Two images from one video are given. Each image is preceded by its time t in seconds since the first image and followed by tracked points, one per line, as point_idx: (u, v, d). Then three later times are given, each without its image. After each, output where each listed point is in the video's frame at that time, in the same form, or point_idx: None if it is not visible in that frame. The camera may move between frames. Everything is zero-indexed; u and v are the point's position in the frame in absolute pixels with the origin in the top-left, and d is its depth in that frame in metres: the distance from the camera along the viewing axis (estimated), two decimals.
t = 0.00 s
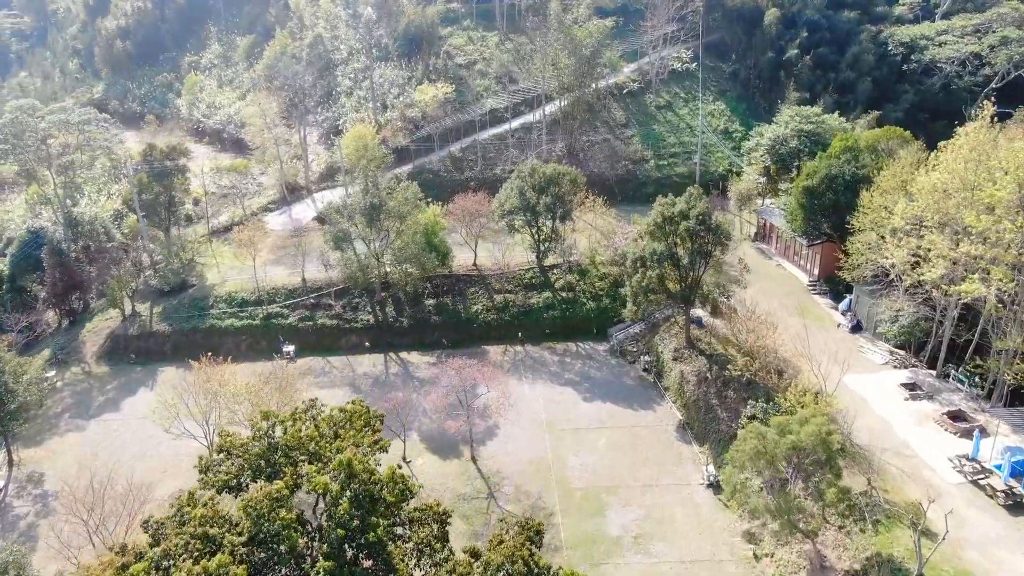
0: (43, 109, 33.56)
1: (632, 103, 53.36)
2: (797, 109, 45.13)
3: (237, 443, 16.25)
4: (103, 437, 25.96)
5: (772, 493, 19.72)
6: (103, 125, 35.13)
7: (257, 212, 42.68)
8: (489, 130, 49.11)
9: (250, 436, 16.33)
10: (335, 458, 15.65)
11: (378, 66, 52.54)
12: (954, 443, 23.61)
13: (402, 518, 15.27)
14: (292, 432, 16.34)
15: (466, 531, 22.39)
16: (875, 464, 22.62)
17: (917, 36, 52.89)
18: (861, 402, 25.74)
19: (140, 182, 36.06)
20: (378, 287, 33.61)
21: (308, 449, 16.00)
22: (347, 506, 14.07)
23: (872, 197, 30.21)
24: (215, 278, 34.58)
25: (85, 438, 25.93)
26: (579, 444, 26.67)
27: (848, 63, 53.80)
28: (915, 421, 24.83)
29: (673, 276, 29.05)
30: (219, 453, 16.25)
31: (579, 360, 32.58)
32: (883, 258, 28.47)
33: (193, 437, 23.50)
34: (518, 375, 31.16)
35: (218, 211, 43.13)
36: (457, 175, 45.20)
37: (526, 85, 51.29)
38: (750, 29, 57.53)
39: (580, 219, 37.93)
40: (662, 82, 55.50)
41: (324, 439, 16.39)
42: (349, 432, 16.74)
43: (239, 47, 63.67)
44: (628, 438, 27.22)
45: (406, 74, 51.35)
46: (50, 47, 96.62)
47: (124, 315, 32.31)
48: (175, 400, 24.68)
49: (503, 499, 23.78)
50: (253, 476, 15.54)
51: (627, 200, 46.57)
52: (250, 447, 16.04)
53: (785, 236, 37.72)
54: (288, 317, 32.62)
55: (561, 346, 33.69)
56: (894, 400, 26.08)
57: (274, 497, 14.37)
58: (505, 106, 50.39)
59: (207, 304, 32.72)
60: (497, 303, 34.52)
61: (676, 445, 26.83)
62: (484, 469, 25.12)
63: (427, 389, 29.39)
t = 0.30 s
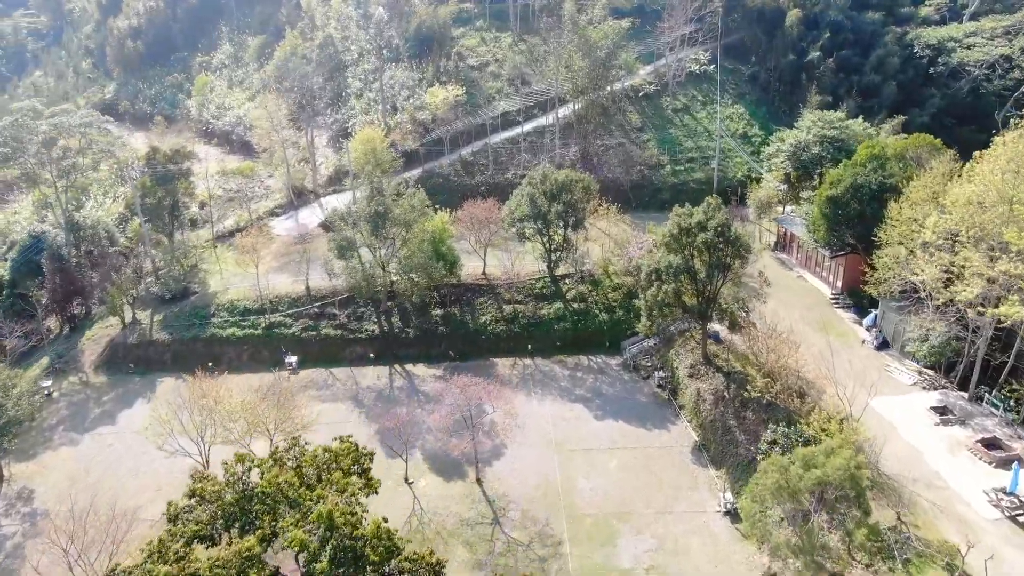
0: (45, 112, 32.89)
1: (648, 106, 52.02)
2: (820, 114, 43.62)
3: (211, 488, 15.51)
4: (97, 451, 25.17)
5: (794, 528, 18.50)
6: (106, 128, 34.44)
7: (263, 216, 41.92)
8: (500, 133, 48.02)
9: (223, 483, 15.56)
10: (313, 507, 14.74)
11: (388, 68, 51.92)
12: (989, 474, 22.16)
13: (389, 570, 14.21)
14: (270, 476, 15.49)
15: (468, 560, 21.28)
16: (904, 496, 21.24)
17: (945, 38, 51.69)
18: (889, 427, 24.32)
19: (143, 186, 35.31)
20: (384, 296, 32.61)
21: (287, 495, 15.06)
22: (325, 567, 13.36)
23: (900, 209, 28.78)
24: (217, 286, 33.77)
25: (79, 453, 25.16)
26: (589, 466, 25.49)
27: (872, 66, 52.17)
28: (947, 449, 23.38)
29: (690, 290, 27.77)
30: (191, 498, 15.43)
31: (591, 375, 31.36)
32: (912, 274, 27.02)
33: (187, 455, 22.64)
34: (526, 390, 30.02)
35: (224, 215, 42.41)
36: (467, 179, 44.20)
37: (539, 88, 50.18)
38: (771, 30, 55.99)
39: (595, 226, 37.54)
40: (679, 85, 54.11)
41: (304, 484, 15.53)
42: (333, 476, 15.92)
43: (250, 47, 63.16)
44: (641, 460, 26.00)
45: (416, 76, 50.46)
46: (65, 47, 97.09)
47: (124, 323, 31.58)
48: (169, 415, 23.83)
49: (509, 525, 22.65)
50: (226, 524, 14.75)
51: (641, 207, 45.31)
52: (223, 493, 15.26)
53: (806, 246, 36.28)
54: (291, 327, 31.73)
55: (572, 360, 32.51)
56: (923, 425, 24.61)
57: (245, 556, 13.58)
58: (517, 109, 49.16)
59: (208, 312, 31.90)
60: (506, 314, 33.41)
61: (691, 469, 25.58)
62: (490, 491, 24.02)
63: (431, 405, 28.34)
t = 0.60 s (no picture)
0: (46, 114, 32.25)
1: (665, 109, 50.65)
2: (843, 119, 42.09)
3: (177, 543, 14.34)
4: (90, 467, 24.37)
5: (819, 569, 17.24)
6: (108, 130, 33.73)
7: (270, 220, 41.15)
8: (513, 137, 46.90)
9: (188, 538, 14.39)
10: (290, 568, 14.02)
11: (399, 69, 51.03)
12: None
13: None
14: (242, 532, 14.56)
15: None
16: (937, 533, 19.86)
17: (973, 40, 49.92)
18: (919, 455, 22.91)
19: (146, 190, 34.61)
20: (389, 306, 31.60)
21: (262, 553, 14.18)
22: None
23: (932, 222, 27.33)
24: (220, 293, 32.94)
25: (71, 468, 24.38)
26: (599, 490, 24.29)
27: (898, 68, 50.49)
28: (982, 480, 21.93)
29: (707, 305, 26.49)
30: (153, 554, 14.40)
31: (603, 392, 30.13)
32: (945, 291, 25.58)
33: (179, 475, 21.84)
34: (535, 407, 28.88)
35: (231, 220, 41.69)
36: (478, 184, 43.19)
37: (552, 90, 49.01)
38: (792, 31, 54.41)
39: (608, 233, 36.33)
40: (697, 87, 52.69)
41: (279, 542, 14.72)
42: (310, 530, 15.29)
43: (260, 48, 62.60)
44: (654, 484, 24.77)
45: (427, 77, 49.51)
46: (79, 46, 97.61)
47: (124, 332, 30.82)
48: (162, 432, 22.97)
49: (514, 554, 21.54)
50: None
51: (657, 213, 44.00)
52: (187, 551, 14.10)
53: (829, 258, 34.81)
54: (293, 337, 30.82)
55: (584, 374, 31.30)
56: (956, 453, 23.14)
57: None
58: (530, 112, 47.98)
59: (209, 321, 31.06)
60: (516, 326, 32.29)
61: (707, 494, 24.30)
62: (495, 517, 22.91)
63: (436, 422, 27.30)
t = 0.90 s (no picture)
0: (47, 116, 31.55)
1: (682, 112, 49.26)
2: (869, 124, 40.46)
3: None
4: (83, 483, 23.58)
5: None
6: (109, 133, 33.02)
7: (276, 225, 40.39)
8: (525, 141, 45.76)
9: None
10: None
11: (411, 71, 50.12)
12: None
13: None
14: None
15: None
16: None
17: (1004, 42, 48.12)
18: (952, 486, 21.50)
19: (148, 194, 33.94)
20: (395, 317, 30.57)
21: None
22: None
23: (966, 236, 25.89)
24: (222, 301, 32.11)
25: (63, 484, 23.61)
26: (610, 518, 23.09)
27: (925, 72, 48.75)
28: (1021, 515, 20.50)
29: (726, 322, 25.18)
30: None
31: (615, 409, 28.87)
32: (980, 310, 24.14)
33: (171, 497, 21.00)
34: (544, 425, 27.72)
35: (237, 224, 40.96)
36: (489, 190, 42.15)
37: (566, 93, 47.80)
38: (814, 33, 52.78)
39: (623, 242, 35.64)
40: (715, 90, 51.26)
41: None
42: None
43: (272, 48, 62.03)
44: (668, 510, 23.54)
45: (438, 79, 48.51)
46: (95, 45, 98.19)
47: (123, 341, 30.06)
48: (154, 450, 22.10)
49: None
50: None
51: (673, 220, 42.73)
52: None
53: (854, 270, 33.31)
54: (295, 348, 29.89)
55: (596, 390, 30.10)
56: (991, 484, 21.73)
57: None
58: (543, 115, 46.75)
59: (210, 330, 30.22)
60: (526, 338, 31.14)
61: (724, 523, 23.04)
62: (499, 545, 21.81)
63: (441, 440, 26.22)
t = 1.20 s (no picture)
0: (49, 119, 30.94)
1: (700, 116, 47.86)
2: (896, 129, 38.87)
3: None
4: (74, 501, 22.78)
5: None
6: (111, 136, 32.30)
7: (282, 230, 39.57)
8: (538, 145, 44.63)
9: None
10: None
11: (422, 72, 49.16)
12: None
13: None
14: None
15: None
16: None
17: None
18: (988, 522, 20.13)
19: (150, 199, 33.22)
20: (400, 329, 29.55)
21: None
22: None
23: (1003, 253, 24.41)
24: (224, 309, 31.28)
25: (53, 502, 22.83)
26: (621, 547, 21.91)
27: (954, 75, 46.97)
28: None
29: (746, 341, 23.88)
30: None
31: (628, 429, 27.64)
32: (1019, 332, 22.67)
33: (161, 519, 20.18)
34: (553, 444, 26.59)
35: (243, 229, 40.22)
36: (500, 196, 41.08)
37: (580, 96, 46.59)
38: (838, 34, 51.11)
39: (639, 251, 34.58)
40: (735, 93, 49.79)
41: None
42: None
43: (283, 48, 61.44)
44: (683, 540, 22.30)
45: (450, 81, 47.46)
46: (110, 45, 98.70)
47: (122, 350, 29.30)
48: (144, 469, 21.33)
49: None
50: None
51: (689, 228, 41.42)
52: None
53: (881, 284, 31.81)
54: (297, 359, 28.97)
55: (608, 408, 28.89)
56: None
57: None
58: (557, 119, 45.50)
59: (211, 340, 29.38)
60: (535, 352, 29.99)
61: (742, 555, 21.76)
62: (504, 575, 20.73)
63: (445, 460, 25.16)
